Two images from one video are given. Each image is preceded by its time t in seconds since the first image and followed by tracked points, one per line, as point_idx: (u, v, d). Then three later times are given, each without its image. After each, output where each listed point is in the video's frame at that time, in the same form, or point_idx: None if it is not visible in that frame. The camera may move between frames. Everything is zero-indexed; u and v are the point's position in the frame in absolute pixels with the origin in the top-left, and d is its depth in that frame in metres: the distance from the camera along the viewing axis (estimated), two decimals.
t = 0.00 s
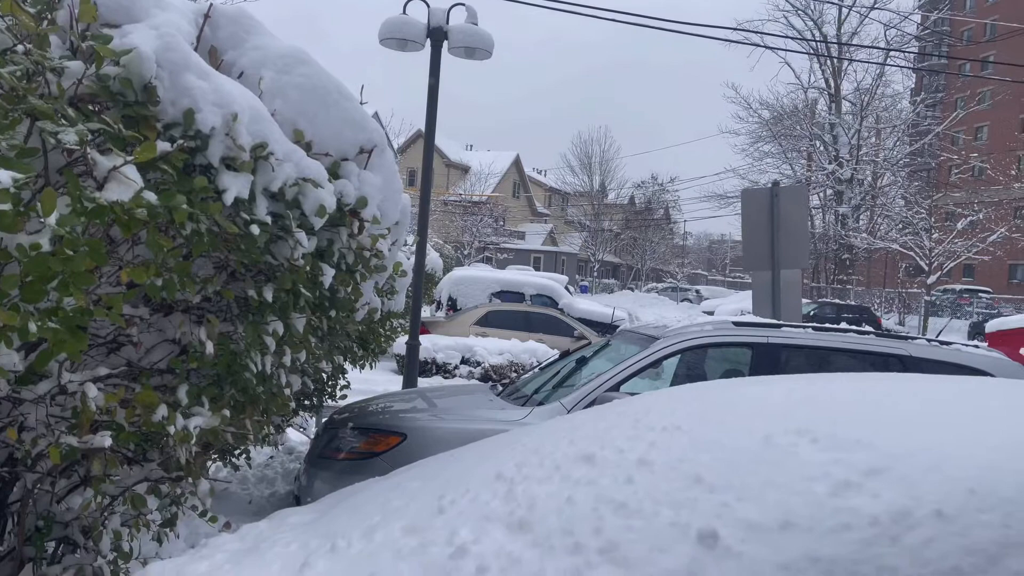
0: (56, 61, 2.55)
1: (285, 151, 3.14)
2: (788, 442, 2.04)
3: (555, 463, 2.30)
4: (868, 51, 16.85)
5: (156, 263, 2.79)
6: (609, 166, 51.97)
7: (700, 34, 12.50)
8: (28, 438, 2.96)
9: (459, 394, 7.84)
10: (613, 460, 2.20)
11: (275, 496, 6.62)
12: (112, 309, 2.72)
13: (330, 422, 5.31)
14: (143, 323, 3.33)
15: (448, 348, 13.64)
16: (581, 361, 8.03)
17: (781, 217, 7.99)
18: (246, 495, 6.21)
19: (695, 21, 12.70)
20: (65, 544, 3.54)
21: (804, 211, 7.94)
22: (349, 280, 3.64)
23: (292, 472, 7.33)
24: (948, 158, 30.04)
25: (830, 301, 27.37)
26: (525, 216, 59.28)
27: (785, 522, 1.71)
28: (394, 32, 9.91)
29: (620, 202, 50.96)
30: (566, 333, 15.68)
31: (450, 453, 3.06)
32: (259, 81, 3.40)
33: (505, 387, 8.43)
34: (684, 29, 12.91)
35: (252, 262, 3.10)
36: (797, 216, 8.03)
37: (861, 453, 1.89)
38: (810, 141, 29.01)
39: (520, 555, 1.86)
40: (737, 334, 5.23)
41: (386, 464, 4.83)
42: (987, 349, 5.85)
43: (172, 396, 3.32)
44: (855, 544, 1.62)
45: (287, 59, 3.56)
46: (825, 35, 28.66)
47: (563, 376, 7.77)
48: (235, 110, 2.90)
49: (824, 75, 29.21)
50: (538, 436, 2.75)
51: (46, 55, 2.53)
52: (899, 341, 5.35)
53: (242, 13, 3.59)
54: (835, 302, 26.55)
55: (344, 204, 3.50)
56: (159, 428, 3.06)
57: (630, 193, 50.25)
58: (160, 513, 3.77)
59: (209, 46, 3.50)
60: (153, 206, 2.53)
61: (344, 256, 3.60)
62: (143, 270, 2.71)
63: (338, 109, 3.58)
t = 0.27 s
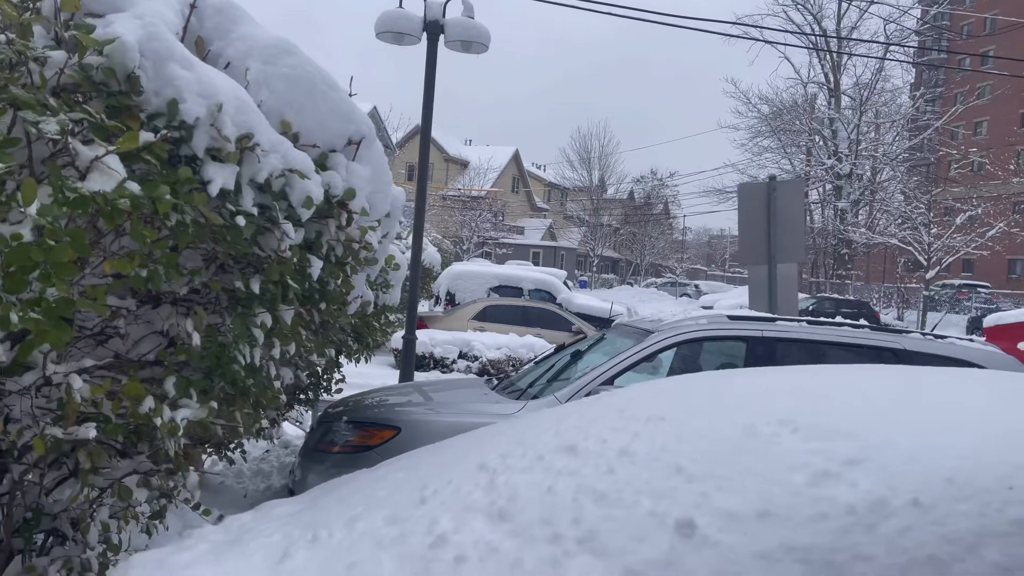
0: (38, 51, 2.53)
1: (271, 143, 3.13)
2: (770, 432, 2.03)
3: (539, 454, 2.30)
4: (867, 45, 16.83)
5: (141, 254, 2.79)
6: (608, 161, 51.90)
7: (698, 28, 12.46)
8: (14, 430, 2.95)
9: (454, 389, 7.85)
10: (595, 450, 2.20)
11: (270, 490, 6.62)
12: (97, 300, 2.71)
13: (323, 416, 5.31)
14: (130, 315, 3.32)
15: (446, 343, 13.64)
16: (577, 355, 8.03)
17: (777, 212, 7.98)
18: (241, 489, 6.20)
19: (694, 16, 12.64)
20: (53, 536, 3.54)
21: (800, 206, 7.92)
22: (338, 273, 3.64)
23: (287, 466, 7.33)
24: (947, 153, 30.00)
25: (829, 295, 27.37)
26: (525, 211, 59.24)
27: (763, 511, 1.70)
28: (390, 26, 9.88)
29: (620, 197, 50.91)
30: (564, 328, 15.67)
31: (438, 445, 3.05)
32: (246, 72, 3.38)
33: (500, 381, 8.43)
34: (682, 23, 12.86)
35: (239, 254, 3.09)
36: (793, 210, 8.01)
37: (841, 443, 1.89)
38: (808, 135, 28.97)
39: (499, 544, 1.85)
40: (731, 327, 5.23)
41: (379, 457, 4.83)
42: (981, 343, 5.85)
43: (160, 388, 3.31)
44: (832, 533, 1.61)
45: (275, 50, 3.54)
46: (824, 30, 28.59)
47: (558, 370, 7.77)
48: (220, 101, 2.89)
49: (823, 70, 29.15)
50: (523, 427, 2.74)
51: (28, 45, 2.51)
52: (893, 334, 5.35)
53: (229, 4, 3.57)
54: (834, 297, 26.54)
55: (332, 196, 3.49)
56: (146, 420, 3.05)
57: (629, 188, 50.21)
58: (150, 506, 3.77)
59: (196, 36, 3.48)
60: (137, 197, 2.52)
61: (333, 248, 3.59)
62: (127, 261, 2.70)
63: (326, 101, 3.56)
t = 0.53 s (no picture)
0: (32, 45, 2.53)
1: (267, 137, 3.12)
2: (764, 425, 2.03)
3: (533, 448, 2.30)
4: (866, 39, 16.80)
5: (137, 249, 2.79)
6: (608, 157, 51.85)
7: (697, 23, 12.45)
8: (10, 424, 2.95)
9: (453, 384, 7.85)
10: (590, 444, 2.20)
11: (269, 485, 6.63)
12: (93, 294, 2.71)
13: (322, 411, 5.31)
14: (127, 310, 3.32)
15: (445, 339, 13.65)
16: (575, 350, 8.03)
17: (776, 207, 7.98)
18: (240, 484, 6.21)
19: (693, 10, 12.61)
20: (51, 530, 3.55)
21: (799, 201, 7.92)
22: (335, 267, 3.64)
23: (286, 461, 7.34)
24: (947, 149, 29.97)
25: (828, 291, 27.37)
26: (524, 207, 59.21)
27: (756, 504, 1.70)
28: (389, 21, 9.86)
29: (619, 193, 50.87)
30: (563, 324, 15.67)
31: (434, 440, 3.05)
32: (241, 67, 3.38)
33: (499, 377, 8.44)
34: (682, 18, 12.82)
35: (235, 248, 3.09)
36: (792, 205, 8.01)
37: (834, 436, 1.89)
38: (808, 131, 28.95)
39: (493, 537, 1.85)
40: (730, 322, 5.23)
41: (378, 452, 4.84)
42: (979, 338, 5.86)
43: (157, 383, 3.31)
44: (824, 526, 1.61)
45: (271, 44, 3.54)
46: (824, 25, 28.54)
47: (556, 366, 7.77)
48: (215, 95, 2.89)
49: (823, 65, 29.11)
50: (519, 421, 2.75)
51: (23, 39, 2.51)
52: (892, 330, 5.35)
53: None
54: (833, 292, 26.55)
55: (328, 190, 3.49)
56: (142, 414, 3.06)
57: (629, 183, 50.18)
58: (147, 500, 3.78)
59: (192, 30, 3.47)
60: (132, 191, 2.53)
61: (330, 243, 3.58)
62: (123, 255, 2.70)
63: (322, 95, 3.55)
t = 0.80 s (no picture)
0: (38, 43, 2.54)
1: (272, 135, 3.13)
2: (767, 422, 2.05)
3: (537, 444, 2.32)
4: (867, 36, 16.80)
5: (142, 246, 2.80)
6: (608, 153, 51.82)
7: (698, 19, 12.44)
8: (16, 421, 2.97)
9: (454, 380, 7.87)
10: (594, 441, 2.22)
11: (271, 481, 6.66)
12: (99, 292, 2.72)
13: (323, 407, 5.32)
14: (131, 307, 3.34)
15: (445, 335, 13.66)
16: (576, 347, 8.05)
17: (777, 203, 7.99)
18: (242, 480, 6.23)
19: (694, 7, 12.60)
20: (56, 526, 3.57)
21: (800, 198, 7.93)
22: (338, 264, 3.65)
23: (288, 457, 7.36)
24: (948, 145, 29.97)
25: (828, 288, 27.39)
26: (524, 203, 59.18)
27: (759, 500, 1.72)
28: (389, 17, 9.85)
29: (620, 189, 50.85)
30: (564, 320, 15.69)
31: (437, 436, 3.07)
32: (246, 65, 3.39)
33: (500, 373, 8.46)
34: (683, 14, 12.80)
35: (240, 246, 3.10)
36: (793, 201, 8.02)
37: (836, 433, 1.91)
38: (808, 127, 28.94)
39: (499, 534, 1.87)
40: (731, 319, 5.25)
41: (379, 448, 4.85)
42: (979, 336, 5.88)
43: (161, 379, 3.33)
44: (827, 523, 1.63)
45: (275, 42, 3.55)
46: (825, 21, 28.51)
47: (557, 362, 7.79)
48: (220, 93, 2.90)
49: (824, 61, 29.08)
50: (523, 418, 2.76)
51: (28, 37, 2.52)
52: (892, 326, 5.37)
53: None
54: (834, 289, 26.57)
55: (332, 187, 3.50)
56: (147, 410, 3.08)
57: (629, 180, 50.15)
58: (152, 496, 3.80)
59: (196, 28, 3.48)
60: (138, 189, 2.54)
61: (334, 240, 3.59)
62: (129, 253, 2.71)
63: (326, 92, 3.56)
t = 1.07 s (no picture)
0: (42, 40, 2.54)
1: (275, 132, 3.13)
2: (772, 420, 2.05)
3: (542, 442, 2.32)
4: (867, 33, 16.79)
5: (146, 244, 2.80)
6: (608, 149, 51.79)
7: (698, 15, 12.43)
8: (20, 418, 2.96)
9: (455, 377, 7.87)
10: (599, 438, 2.22)
11: (272, 477, 6.66)
12: (103, 288, 2.72)
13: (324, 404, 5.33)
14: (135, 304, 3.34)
15: (446, 332, 13.67)
16: (577, 344, 8.05)
17: (777, 200, 7.98)
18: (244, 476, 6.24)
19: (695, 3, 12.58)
20: (59, 523, 3.57)
21: (800, 195, 7.93)
22: (341, 262, 3.65)
23: (289, 453, 7.37)
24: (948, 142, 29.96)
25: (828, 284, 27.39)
26: (524, 200, 59.17)
27: (765, 498, 1.72)
28: (390, 13, 9.84)
29: (619, 186, 50.82)
30: (564, 316, 15.69)
31: (441, 433, 3.08)
32: (248, 62, 3.39)
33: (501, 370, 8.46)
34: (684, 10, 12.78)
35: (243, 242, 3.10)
36: (794, 198, 8.01)
37: (842, 430, 1.91)
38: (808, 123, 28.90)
39: (504, 531, 1.88)
40: (732, 316, 5.25)
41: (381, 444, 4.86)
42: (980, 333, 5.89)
43: (165, 376, 3.33)
44: (833, 520, 1.63)
45: (278, 39, 3.55)
46: (825, 18, 28.48)
47: (558, 359, 7.79)
48: (224, 91, 2.90)
49: (824, 58, 29.05)
50: (526, 416, 2.77)
51: (32, 34, 2.52)
52: (893, 323, 5.37)
53: None
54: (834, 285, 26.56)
55: (335, 185, 3.50)
56: (151, 407, 3.08)
57: (629, 176, 50.13)
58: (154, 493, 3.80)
59: (199, 25, 3.48)
60: (142, 186, 2.54)
61: (337, 237, 3.59)
62: (133, 250, 2.72)
63: (328, 90, 3.56)
